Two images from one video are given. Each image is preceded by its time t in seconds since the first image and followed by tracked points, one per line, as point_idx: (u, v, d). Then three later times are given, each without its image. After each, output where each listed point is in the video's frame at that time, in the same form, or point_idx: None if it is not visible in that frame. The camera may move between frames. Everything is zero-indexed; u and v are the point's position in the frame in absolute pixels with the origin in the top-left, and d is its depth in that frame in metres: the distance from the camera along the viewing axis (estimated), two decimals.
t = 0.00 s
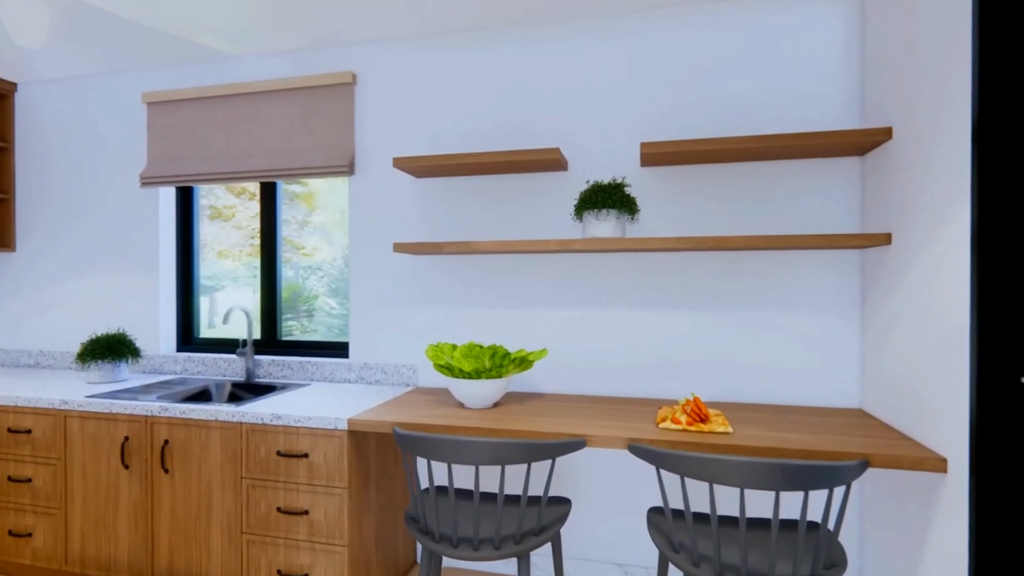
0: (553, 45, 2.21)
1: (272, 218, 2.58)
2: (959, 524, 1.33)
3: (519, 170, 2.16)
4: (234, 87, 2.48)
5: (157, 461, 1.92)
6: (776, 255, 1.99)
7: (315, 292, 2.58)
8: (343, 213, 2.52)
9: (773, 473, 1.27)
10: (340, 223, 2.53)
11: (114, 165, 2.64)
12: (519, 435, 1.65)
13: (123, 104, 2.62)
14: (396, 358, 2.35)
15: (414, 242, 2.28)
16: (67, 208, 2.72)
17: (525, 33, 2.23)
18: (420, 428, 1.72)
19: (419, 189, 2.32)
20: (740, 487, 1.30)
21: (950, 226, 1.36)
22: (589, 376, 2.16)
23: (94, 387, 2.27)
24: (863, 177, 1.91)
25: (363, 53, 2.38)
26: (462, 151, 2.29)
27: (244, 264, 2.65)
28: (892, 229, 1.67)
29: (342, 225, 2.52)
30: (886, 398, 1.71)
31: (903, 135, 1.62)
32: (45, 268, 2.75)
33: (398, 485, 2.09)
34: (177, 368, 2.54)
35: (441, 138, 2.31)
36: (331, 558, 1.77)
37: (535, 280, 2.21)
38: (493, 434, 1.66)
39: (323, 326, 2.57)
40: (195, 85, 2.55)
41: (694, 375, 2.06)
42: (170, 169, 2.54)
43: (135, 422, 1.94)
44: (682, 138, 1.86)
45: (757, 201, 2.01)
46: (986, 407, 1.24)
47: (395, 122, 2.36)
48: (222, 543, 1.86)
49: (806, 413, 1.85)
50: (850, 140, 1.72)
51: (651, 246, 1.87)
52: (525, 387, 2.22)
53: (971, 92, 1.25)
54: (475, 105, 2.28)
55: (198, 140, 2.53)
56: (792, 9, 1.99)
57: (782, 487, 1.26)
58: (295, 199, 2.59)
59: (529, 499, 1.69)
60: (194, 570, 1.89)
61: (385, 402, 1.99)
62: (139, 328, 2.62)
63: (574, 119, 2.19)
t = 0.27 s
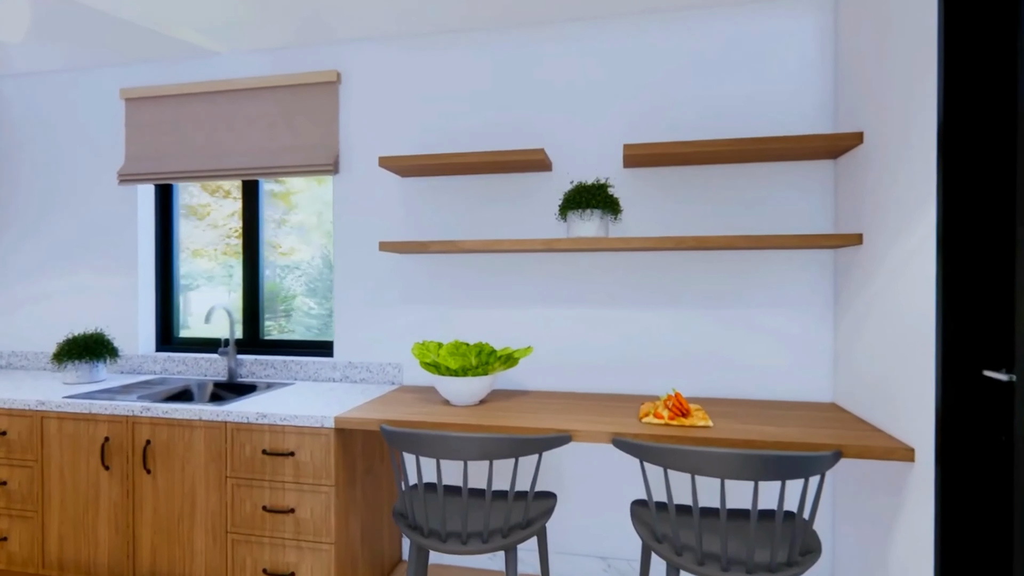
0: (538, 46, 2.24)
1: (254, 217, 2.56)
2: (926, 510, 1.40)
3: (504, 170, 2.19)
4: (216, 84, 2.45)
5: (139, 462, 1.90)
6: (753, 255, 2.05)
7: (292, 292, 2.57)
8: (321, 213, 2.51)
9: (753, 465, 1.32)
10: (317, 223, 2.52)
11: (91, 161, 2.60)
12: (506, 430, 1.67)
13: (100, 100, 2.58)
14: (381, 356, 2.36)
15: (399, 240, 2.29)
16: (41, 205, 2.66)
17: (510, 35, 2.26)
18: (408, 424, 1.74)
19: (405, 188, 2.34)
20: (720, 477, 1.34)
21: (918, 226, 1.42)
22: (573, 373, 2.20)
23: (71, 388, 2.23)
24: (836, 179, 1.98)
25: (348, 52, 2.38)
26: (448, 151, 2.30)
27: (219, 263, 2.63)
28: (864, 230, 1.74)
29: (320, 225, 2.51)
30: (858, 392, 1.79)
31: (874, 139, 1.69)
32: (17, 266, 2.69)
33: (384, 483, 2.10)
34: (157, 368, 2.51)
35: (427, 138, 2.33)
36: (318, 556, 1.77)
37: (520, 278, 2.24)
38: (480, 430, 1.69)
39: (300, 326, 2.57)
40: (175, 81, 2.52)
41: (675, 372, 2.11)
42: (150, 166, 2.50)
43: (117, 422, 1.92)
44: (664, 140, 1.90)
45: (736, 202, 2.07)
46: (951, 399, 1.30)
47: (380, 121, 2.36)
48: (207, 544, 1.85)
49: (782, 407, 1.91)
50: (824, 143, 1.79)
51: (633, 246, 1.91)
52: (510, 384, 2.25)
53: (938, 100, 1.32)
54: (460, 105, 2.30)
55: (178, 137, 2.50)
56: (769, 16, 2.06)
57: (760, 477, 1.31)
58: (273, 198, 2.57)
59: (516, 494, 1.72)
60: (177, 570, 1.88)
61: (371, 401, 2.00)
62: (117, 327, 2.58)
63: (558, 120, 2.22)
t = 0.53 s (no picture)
0: (519, 49, 2.28)
1: (232, 215, 2.53)
2: (887, 495, 1.49)
3: (486, 171, 2.23)
4: (193, 81, 2.43)
5: (117, 462, 1.88)
6: (727, 254, 2.13)
7: (264, 292, 2.57)
8: (293, 212, 2.51)
9: (727, 454, 1.38)
10: (290, 222, 2.52)
11: (62, 157, 2.54)
12: (490, 424, 1.71)
13: (72, 95, 2.53)
14: (362, 354, 2.37)
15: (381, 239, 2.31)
16: (9, 201, 2.59)
17: (491, 37, 2.30)
18: (393, 420, 1.76)
19: (386, 187, 2.36)
20: (697, 466, 1.40)
21: (880, 228, 1.51)
22: (553, 370, 2.25)
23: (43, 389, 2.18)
24: (804, 181, 2.07)
25: (329, 51, 2.39)
26: (429, 151, 2.33)
27: (187, 263, 2.60)
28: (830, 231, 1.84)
29: (293, 225, 2.51)
30: (824, 385, 1.88)
31: (840, 144, 1.78)
32: None
33: (366, 480, 2.11)
34: (131, 369, 2.47)
35: (408, 138, 2.35)
36: (302, 553, 1.78)
37: (501, 277, 2.28)
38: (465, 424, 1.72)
39: (271, 326, 2.57)
40: (151, 77, 2.49)
41: (652, 367, 2.18)
42: (124, 163, 2.46)
43: (93, 423, 1.89)
44: (641, 143, 1.97)
45: (709, 203, 2.15)
46: (909, 389, 1.39)
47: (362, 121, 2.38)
48: (187, 543, 1.84)
49: (754, 400, 1.99)
50: (793, 148, 1.88)
51: (612, 245, 1.97)
52: (491, 381, 2.29)
53: (898, 109, 1.40)
54: (442, 106, 2.34)
55: (154, 134, 2.47)
56: (740, 25, 2.15)
57: (735, 465, 1.38)
58: (243, 196, 2.55)
59: (500, 487, 1.76)
60: (157, 571, 1.86)
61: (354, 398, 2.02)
62: (89, 326, 2.53)
63: (539, 122, 2.27)
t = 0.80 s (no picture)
0: (505, 52, 2.32)
1: (215, 214, 2.52)
2: (858, 483, 1.57)
3: (472, 171, 2.26)
4: (176, 78, 2.41)
5: (100, 462, 1.87)
6: (706, 253, 2.20)
7: (244, 291, 2.56)
8: (272, 212, 2.51)
9: (707, 445, 1.44)
10: (268, 221, 2.52)
11: (40, 154, 2.51)
12: (478, 419, 1.75)
13: (51, 90, 2.49)
14: (349, 352, 2.38)
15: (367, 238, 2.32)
16: None
17: (478, 40, 2.33)
18: (382, 416, 1.78)
19: (372, 186, 2.37)
20: (679, 457, 1.46)
21: (852, 228, 1.58)
22: (538, 367, 2.29)
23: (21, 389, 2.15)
24: (780, 184, 2.15)
25: (315, 50, 2.40)
26: (416, 151, 2.35)
27: (169, 261, 2.58)
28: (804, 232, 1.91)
29: (271, 224, 2.51)
30: (798, 380, 1.96)
31: (813, 149, 1.85)
32: None
33: (354, 477, 2.13)
34: (112, 368, 2.44)
35: (395, 137, 2.37)
36: (290, 549, 1.79)
37: (487, 275, 2.31)
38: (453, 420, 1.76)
39: (248, 326, 2.56)
40: (133, 74, 2.46)
41: (634, 364, 2.24)
42: (104, 160, 2.43)
43: (76, 422, 1.87)
44: (624, 145, 2.02)
45: (689, 204, 2.22)
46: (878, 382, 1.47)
47: (348, 120, 2.39)
48: (173, 542, 1.84)
49: (732, 394, 2.06)
50: (769, 152, 1.95)
51: (595, 244, 2.02)
52: (477, 378, 2.32)
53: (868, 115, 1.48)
54: (428, 106, 2.36)
55: (135, 131, 2.44)
56: (720, 32, 2.22)
57: (715, 455, 1.43)
58: (223, 194, 2.53)
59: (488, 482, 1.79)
60: (142, 570, 1.85)
61: (342, 396, 2.03)
62: (69, 325, 2.50)
63: (524, 123, 2.32)
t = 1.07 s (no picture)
0: (493, 55, 2.36)
1: (201, 212, 2.51)
2: (832, 472, 1.64)
3: (460, 171, 2.29)
4: (162, 76, 2.40)
5: (87, 461, 1.86)
6: (689, 253, 2.26)
7: (230, 289, 2.55)
8: (253, 211, 2.52)
9: (690, 437, 1.50)
10: (249, 221, 2.52)
11: (22, 151, 2.47)
12: (469, 415, 1.78)
13: (32, 87, 2.46)
14: (337, 351, 2.40)
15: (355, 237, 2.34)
16: None
17: (466, 42, 2.36)
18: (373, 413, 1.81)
19: (361, 186, 2.39)
20: (664, 448, 1.51)
21: (827, 229, 1.65)
22: (525, 364, 2.33)
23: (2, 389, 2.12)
24: (760, 186, 2.22)
25: (303, 50, 2.41)
26: (404, 151, 2.38)
27: (152, 259, 2.56)
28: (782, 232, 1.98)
29: (252, 224, 2.52)
30: (776, 375, 2.03)
31: (791, 153, 1.92)
32: None
33: (343, 474, 2.15)
34: (95, 368, 2.42)
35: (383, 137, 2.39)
36: (281, 545, 1.81)
37: (475, 274, 2.35)
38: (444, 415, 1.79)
39: (228, 325, 2.56)
40: (117, 70, 2.44)
41: (619, 361, 2.30)
42: (88, 157, 2.40)
43: (62, 422, 1.86)
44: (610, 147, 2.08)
45: (672, 205, 2.28)
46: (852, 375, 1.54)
47: (337, 120, 2.40)
48: (162, 540, 1.84)
49: (713, 390, 2.13)
50: (749, 155, 2.02)
51: (582, 244, 2.07)
52: (465, 375, 2.35)
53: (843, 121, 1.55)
54: (416, 107, 2.39)
55: (119, 128, 2.42)
56: (703, 38, 2.28)
57: (698, 446, 1.49)
58: (209, 192, 2.53)
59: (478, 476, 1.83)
60: (130, 569, 1.85)
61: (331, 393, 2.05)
62: (51, 324, 2.47)
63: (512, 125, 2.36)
